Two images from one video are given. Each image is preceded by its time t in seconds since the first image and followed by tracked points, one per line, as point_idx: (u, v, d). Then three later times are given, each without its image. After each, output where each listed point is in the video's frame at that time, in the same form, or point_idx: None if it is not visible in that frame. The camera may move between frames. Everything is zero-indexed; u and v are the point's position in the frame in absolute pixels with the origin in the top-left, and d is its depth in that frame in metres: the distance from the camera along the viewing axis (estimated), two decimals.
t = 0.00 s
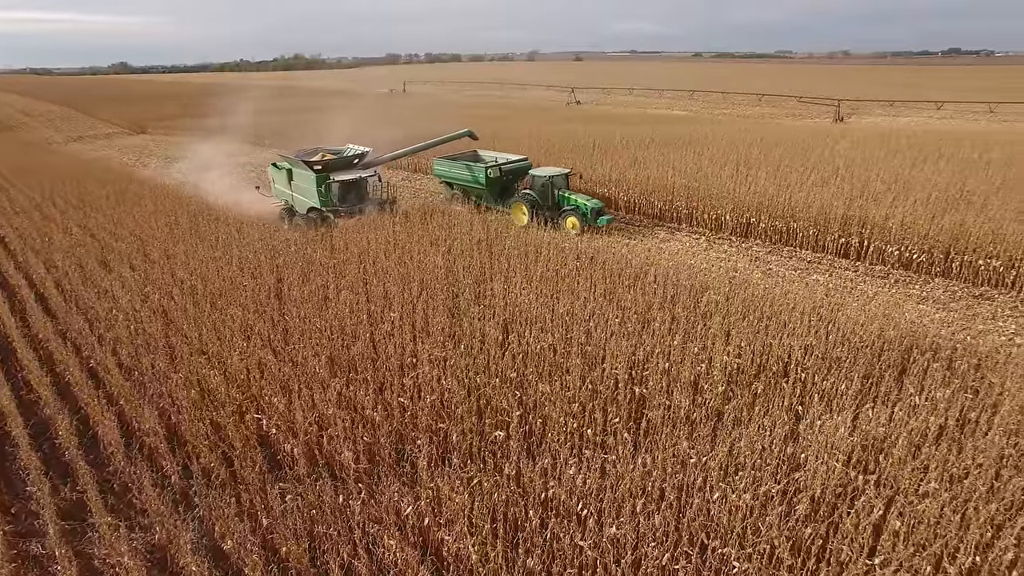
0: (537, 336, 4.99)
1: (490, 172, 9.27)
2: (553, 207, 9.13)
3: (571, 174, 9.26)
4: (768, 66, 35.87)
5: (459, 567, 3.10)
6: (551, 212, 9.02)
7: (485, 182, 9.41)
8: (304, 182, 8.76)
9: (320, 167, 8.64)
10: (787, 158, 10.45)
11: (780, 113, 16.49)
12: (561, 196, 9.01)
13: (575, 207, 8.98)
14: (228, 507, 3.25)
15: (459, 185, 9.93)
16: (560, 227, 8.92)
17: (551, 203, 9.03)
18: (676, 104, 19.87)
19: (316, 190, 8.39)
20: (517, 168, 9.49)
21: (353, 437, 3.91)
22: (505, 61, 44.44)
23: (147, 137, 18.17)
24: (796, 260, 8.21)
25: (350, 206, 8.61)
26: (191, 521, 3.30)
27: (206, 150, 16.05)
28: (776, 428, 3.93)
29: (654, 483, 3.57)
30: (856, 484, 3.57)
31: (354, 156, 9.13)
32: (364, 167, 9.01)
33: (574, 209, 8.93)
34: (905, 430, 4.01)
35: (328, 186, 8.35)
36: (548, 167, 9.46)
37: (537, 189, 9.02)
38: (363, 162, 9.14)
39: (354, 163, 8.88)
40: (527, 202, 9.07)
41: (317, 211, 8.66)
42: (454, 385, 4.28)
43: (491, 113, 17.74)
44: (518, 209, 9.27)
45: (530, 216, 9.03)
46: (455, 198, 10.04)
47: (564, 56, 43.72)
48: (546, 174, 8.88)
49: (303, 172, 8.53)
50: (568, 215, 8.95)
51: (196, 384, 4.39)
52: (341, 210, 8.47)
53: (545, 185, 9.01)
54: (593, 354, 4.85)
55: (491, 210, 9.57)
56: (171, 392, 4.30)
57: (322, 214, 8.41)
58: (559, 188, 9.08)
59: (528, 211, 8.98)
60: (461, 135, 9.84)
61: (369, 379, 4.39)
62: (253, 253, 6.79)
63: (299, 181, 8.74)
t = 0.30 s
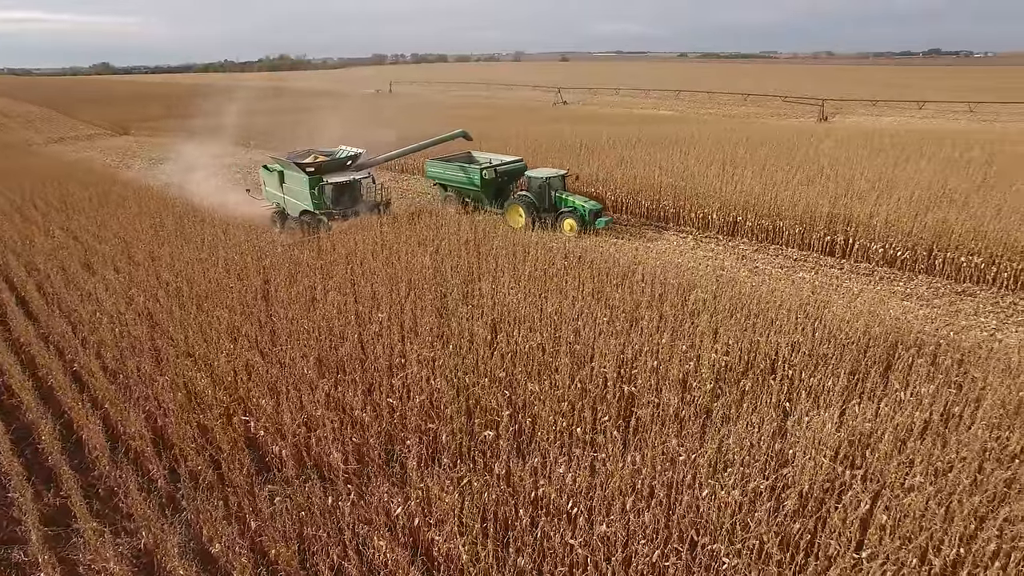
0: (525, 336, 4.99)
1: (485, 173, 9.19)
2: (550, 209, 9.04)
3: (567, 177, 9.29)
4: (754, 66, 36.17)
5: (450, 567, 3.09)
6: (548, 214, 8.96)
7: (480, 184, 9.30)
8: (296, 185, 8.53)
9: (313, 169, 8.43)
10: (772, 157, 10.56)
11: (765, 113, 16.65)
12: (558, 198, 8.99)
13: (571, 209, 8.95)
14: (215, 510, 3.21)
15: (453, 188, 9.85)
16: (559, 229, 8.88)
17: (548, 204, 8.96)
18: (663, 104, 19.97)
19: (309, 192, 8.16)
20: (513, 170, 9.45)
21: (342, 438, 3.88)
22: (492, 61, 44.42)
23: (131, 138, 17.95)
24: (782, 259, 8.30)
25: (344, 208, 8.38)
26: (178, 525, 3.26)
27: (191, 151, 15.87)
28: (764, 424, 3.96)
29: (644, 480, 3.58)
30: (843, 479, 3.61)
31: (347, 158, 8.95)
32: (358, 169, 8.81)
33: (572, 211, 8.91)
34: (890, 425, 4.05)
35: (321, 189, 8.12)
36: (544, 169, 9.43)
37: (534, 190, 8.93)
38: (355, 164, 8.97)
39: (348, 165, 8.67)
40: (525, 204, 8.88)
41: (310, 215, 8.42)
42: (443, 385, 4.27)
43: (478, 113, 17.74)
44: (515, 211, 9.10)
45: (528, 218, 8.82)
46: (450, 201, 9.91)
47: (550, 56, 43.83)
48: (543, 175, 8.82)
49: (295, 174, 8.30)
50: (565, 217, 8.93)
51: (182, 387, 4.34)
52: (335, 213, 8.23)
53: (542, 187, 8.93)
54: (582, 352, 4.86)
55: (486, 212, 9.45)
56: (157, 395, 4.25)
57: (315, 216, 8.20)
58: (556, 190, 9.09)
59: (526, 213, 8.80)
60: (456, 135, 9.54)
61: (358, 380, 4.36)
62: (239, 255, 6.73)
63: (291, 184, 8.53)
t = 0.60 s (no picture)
0: (516, 335, 4.99)
1: (484, 174, 9.16)
2: (550, 210, 9.05)
3: (567, 178, 9.24)
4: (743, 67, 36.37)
5: (443, 567, 3.08)
6: (548, 215, 8.93)
7: (479, 185, 9.29)
8: (292, 187, 8.36)
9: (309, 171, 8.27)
10: (761, 157, 10.64)
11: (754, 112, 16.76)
12: (558, 199, 8.95)
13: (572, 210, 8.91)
14: (205, 511, 3.19)
15: (451, 189, 9.82)
16: (559, 231, 8.82)
17: (548, 206, 8.95)
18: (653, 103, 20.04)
19: (306, 195, 7.99)
20: (512, 171, 9.48)
21: (333, 438, 3.87)
22: (482, 61, 44.39)
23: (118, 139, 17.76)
24: (771, 257, 8.36)
25: (341, 211, 8.23)
26: (168, 527, 3.23)
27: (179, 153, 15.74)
28: (754, 421, 3.99)
29: (636, 478, 3.59)
30: (833, 474, 3.64)
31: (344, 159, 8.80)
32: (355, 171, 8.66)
33: (573, 212, 8.82)
34: (878, 421, 4.09)
35: (318, 191, 7.96)
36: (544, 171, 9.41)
37: (533, 192, 8.95)
38: (353, 166, 8.82)
39: (345, 167, 8.49)
40: (525, 206, 8.92)
41: (306, 218, 8.25)
42: (434, 385, 4.26)
43: (469, 113, 17.75)
44: (514, 213, 9.15)
45: (527, 220, 8.87)
46: (447, 202, 9.88)
47: (540, 57, 43.87)
48: (542, 177, 8.84)
49: (291, 177, 8.13)
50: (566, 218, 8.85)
51: (171, 388, 4.30)
52: (332, 215, 8.08)
53: (542, 189, 8.95)
54: (573, 351, 4.87)
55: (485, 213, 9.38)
56: (146, 397, 4.21)
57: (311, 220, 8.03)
58: (556, 191, 9.05)
59: (525, 215, 8.83)
60: (455, 135, 9.32)
61: (349, 381, 4.35)
62: (229, 256, 6.68)
63: (287, 186, 8.33)
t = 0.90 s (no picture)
0: (509, 335, 4.99)
1: (484, 176, 9.16)
2: (551, 211, 8.95)
3: (569, 177, 9.08)
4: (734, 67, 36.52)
5: (437, 566, 3.08)
6: (550, 216, 8.91)
7: (479, 187, 9.25)
8: (290, 189, 8.29)
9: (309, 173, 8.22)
10: (753, 156, 10.71)
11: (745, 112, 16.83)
12: (560, 201, 8.85)
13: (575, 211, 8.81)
14: (198, 512, 3.17)
15: (450, 190, 9.80)
16: (561, 232, 8.76)
17: (550, 207, 8.85)
18: (646, 103, 20.09)
19: (305, 197, 7.93)
20: (512, 172, 9.46)
21: (326, 438, 3.86)
22: (474, 62, 44.38)
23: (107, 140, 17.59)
24: (763, 256, 8.41)
25: (340, 213, 8.18)
26: (160, 529, 3.21)
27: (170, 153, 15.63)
28: (747, 419, 4.01)
29: (630, 476, 3.61)
30: (826, 472, 3.66)
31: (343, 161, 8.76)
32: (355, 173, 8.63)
33: (576, 214, 8.72)
34: (870, 419, 4.12)
35: (317, 194, 7.91)
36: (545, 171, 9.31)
37: (535, 193, 8.90)
38: (352, 168, 8.79)
39: (344, 169, 8.47)
40: (527, 207, 8.90)
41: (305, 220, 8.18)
42: (428, 385, 4.26)
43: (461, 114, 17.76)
44: (516, 215, 9.12)
45: (529, 221, 8.89)
46: (446, 203, 9.86)
47: (532, 58, 43.92)
48: (544, 178, 8.70)
49: (290, 179, 8.07)
50: (568, 220, 8.76)
51: (163, 390, 4.27)
52: (331, 218, 8.03)
53: (543, 190, 8.89)
54: (566, 350, 4.87)
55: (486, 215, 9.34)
56: (139, 399, 4.18)
57: (310, 222, 7.98)
58: (558, 192, 8.93)
59: (527, 216, 8.84)
60: (456, 135, 9.44)
61: (342, 381, 4.34)
62: (221, 257, 6.64)
63: (285, 188, 8.29)
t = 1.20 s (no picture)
0: (502, 335, 4.99)
1: (485, 177, 9.03)
2: (553, 213, 8.97)
3: (569, 181, 9.18)
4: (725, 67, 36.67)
5: (432, 566, 3.08)
6: (552, 218, 8.88)
7: (480, 188, 9.12)
8: (288, 192, 8.13)
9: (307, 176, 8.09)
10: (743, 156, 10.77)
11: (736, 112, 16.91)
12: (562, 202, 8.87)
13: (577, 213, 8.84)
14: (190, 515, 3.14)
15: (449, 192, 9.64)
16: (563, 234, 8.74)
17: (552, 209, 8.87)
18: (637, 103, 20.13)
19: (304, 200, 7.78)
20: (511, 173, 9.32)
21: (319, 439, 3.84)
22: (465, 62, 44.34)
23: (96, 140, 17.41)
24: (755, 255, 8.45)
25: (340, 216, 8.05)
26: (151, 531, 3.18)
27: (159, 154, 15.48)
28: (740, 416, 4.03)
29: (624, 475, 3.61)
30: (818, 469, 3.68)
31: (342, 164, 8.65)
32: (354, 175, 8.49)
33: (578, 215, 8.75)
34: (861, 417, 4.15)
35: (317, 196, 7.77)
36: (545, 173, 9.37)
37: (537, 195, 8.87)
38: (350, 170, 8.68)
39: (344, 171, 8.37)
40: (528, 209, 8.84)
41: (304, 224, 8.03)
42: (421, 385, 4.25)
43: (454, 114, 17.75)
44: (517, 217, 9.08)
45: (531, 223, 8.84)
46: (447, 205, 9.70)
47: (523, 59, 43.95)
48: (546, 179, 8.75)
49: (289, 181, 7.92)
50: (570, 221, 8.77)
51: (154, 392, 4.24)
52: (331, 221, 7.89)
53: (545, 192, 8.88)
54: (560, 350, 4.88)
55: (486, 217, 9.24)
56: (129, 401, 4.14)
57: (309, 225, 7.81)
58: (560, 194, 8.97)
59: (529, 218, 8.79)
60: (456, 135, 9.32)
61: (334, 382, 4.32)
62: (212, 258, 6.60)
63: (283, 190, 8.12)
